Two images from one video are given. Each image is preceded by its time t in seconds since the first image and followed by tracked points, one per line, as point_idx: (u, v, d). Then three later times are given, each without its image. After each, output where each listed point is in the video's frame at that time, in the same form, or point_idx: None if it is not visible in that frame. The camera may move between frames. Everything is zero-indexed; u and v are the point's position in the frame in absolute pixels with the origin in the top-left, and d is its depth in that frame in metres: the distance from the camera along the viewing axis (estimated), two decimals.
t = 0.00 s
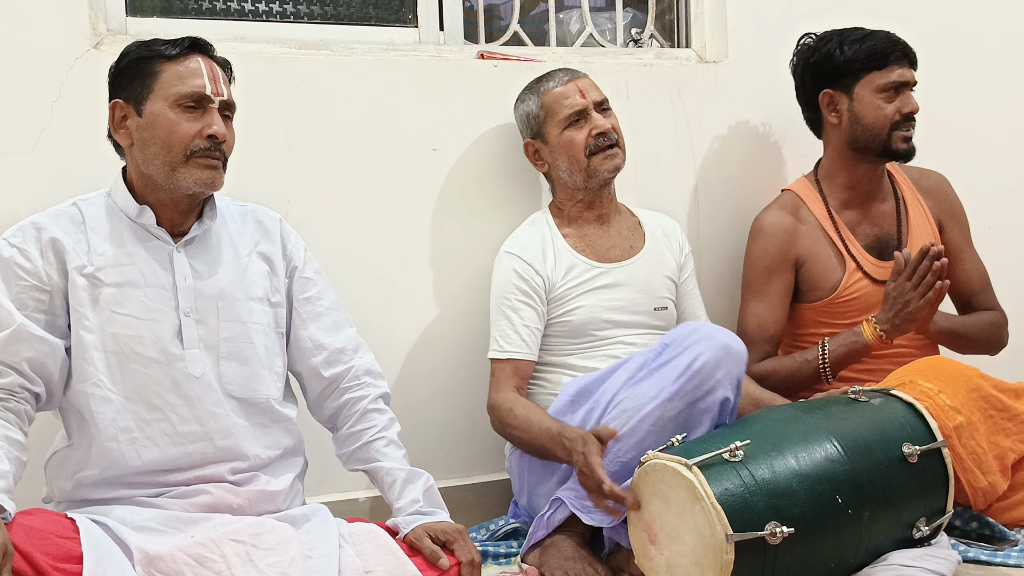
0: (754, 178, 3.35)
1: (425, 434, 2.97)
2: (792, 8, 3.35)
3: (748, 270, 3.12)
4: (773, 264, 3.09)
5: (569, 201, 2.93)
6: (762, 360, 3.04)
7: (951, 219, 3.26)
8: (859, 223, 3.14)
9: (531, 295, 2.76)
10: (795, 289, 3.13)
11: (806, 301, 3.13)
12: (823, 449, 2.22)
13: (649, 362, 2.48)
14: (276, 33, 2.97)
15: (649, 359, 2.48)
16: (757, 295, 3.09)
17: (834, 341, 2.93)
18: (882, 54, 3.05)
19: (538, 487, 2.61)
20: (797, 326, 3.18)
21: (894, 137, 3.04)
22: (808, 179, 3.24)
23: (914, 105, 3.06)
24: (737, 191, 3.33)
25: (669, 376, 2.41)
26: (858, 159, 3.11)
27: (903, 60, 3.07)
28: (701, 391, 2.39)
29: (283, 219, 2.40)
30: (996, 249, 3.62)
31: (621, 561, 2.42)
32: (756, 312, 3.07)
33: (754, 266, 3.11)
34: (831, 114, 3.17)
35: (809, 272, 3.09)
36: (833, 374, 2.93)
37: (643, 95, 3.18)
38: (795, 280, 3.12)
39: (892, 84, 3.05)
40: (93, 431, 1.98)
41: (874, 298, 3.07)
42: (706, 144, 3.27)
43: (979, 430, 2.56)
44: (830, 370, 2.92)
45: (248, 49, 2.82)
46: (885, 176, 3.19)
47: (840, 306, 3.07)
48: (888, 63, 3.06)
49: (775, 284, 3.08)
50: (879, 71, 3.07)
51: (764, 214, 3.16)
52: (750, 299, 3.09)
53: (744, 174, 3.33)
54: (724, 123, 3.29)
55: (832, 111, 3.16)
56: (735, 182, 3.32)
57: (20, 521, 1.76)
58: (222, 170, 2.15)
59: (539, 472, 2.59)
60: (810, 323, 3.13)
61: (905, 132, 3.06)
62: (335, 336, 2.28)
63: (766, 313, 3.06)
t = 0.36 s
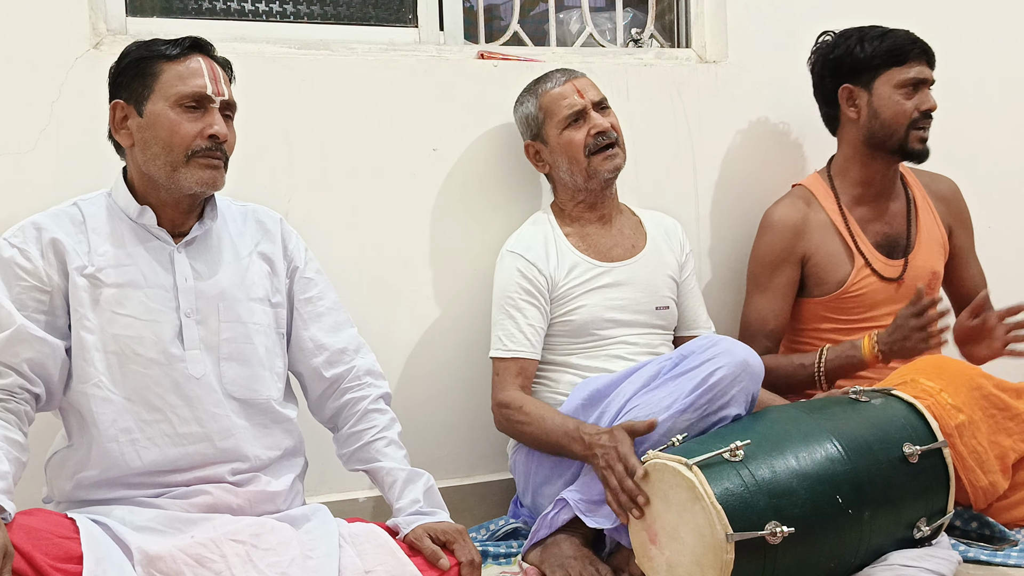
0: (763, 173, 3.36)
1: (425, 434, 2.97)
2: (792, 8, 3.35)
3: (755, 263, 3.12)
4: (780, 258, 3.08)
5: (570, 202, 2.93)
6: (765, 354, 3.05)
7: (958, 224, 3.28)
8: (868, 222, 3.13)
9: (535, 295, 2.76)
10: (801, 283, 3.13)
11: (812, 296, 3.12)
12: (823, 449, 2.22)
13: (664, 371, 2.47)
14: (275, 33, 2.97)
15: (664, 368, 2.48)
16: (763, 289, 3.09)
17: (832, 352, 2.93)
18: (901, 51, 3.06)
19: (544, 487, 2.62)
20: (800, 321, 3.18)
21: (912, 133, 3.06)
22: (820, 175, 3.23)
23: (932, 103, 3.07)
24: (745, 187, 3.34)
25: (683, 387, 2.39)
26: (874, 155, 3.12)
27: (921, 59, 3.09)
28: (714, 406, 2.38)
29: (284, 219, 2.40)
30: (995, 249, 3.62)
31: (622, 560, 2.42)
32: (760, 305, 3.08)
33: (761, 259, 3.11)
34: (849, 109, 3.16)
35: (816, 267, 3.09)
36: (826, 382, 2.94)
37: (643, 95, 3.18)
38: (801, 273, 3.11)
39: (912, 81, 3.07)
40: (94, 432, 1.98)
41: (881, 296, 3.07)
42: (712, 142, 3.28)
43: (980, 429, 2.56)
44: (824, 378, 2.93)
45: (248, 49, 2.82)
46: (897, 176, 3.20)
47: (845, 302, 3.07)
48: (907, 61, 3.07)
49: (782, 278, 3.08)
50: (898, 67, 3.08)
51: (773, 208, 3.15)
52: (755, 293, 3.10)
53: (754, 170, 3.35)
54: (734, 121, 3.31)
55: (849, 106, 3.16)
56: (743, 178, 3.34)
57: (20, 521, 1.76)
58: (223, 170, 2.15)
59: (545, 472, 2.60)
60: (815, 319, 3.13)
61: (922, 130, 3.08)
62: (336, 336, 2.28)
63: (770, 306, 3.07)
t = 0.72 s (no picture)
0: (771, 171, 3.37)
1: (426, 434, 2.97)
2: (792, 8, 3.35)
3: (769, 254, 3.13)
4: (795, 250, 3.09)
5: (575, 201, 2.92)
6: (777, 343, 3.05)
7: (968, 225, 3.28)
8: (881, 220, 3.13)
9: (538, 295, 2.76)
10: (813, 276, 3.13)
11: (824, 289, 3.12)
12: (823, 449, 2.22)
13: (672, 375, 2.47)
14: (276, 33, 2.96)
15: (673, 372, 2.48)
16: (777, 279, 3.09)
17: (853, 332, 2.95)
18: (922, 49, 3.07)
19: (546, 487, 2.62)
20: (810, 315, 3.17)
21: (935, 130, 3.06)
22: (835, 171, 3.24)
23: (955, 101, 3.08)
24: (752, 185, 3.34)
25: (691, 392, 2.39)
26: (894, 152, 3.12)
27: (942, 57, 3.10)
28: (721, 412, 2.38)
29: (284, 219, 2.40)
30: (996, 248, 3.62)
31: (622, 560, 2.42)
32: (775, 293, 3.08)
33: (775, 250, 3.11)
34: (871, 107, 3.16)
35: (829, 259, 3.10)
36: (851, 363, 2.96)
37: (643, 95, 3.18)
38: (815, 266, 3.12)
39: (932, 79, 3.08)
40: (93, 432, 1.98)
41: (890, 292, 3.07)
42: (714, 142, 3.28)
43: (981, 429, 2.55)
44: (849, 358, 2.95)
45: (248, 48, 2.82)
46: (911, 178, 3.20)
47: (855, 297, 3.07)
48: (930, 59, 3.08)
49: (796, 269, 3.09)
50: (919, 66, 3.08)
51: (788, 199, 3.16)
52: (770, 283, 3.10)
53: (762, 168, 3.35)
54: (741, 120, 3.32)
55: (871, 104, 3.16)
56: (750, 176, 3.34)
57: (20, 521, 1.76)
58: (224, 171, 2.15)
59: (548, 471, 2.59)
60: (825, 313, 3.13)
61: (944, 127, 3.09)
62: (337, 337, 2.28)
63: (785, 297, 3.07)
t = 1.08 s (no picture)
0: (773, 169, 3.37)
1: (426, 434, 2.97)
2: (792, 8, 3.35)
3: (770, 253, 3.13)
4: (795, 250, 3.09)
5: (576, 201, 2.92)
6: (776, 345, 3.06)
7: (968, 229, 3.28)
8: (883, 220, 3.13)
9: (538, 295, 2.76)
10: (814, 275, 3.13)
11: (824, 289, 3.12)
12: (824, 449, 2.22)
13: (673, 375, 2.47)
14: (276, 33, 2.96)
15: (673, 372, 2.47)
16: (776, 279, 3.10)
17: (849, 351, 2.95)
18: (935, 53, 3.06)
19: (546, 487, 2.61)
20: (810, 314, 3.18)
21: (938, 136, 3.08)
22: (838, 170, 3.24)
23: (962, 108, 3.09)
24: (753, 185, 3.34)
25: (691, 392, 2.39)
26: (898, 154, 3.13)
27: (954, 62, 3.10)
28: (722, 412, 2.38)
29: (286, 219, 2.40)
30: (995, 248, 3.62)
31: (621, 561, 2.41)
32: (772, 294, 3.09)
33: (775, 250, 3.11)
34: (879, 106, 3.16)
35: (829, 260, 3.09)
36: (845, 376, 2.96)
37: (643, 95, 3.18)
38: (815, 266, 3.12)
39: (942, 83, 3.08)
40: (93, 432, 1.98)
41: (890, 293, 3.07)
42: (715, 142, 3.28)
43: (982, 429, 2.55)
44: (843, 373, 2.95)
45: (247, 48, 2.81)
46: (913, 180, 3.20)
47: (855, 297, 3.07)
48: (942, 63, 3.08)
49: (796, 268, 3.09)
50: (931, 68, 3.08)
51: (790, 199, 3.16)
52: (769, 283, 3.10)
53: (764, 168, 3.36)
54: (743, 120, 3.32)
55: (879, 103, 3.15)
56: (752, 175, 3.34)
57: (20, 521, 1.76)
58: (225, 172, 2.15)
59: (550, 471, 2.58)
60: (824, 313, 3.13)
61: (948, 133, 3.10)
62: (337, 337, 2.28)
63: (783, 296, 3.08)
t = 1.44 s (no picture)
0: (773, 169, 3.37)
1: (426, 434, 2.97)
2: (792, 8, 3.35)
3: (770, 251, 3.13)
4: (795, 247, 3.09)
5: (576, 201, 2.92)
6: (777, 340, 3.04)
7: (967, 226, 3.28)
8: (880, 217, 3.14)
9: (542, 297, 2.76)
10: (813, 274, 3.13)
11: (823, 288, 3.12)
12: (825, 449, 2.22)
13: (673, 375, 2.46)
14: (276, 33, 2.96)
15: (674, 372, 2.47)
16: (776, 276, 3.09)
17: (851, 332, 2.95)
18: (925, 53, 3.06)
19: (547, 487, 2.61)
20: (811, 314, 3.17)
21: (924, 139, 3.07)
22: (835, 169, 3.24)
23: (949, 110, 3.07)
24: (754, 185, 3.34)
25: (692, 392, 2.39)
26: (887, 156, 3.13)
27: (945, 63, 3.07)
28: (722, 413, 2.38)
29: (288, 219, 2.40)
30: (995, 248, 3.62)
31: (621, 560, 2.41)
32: (772, 292, 3.08)
33: (775, 247, 3.12)
34: (867, 106, 3.18)
35: (829, 257, 3.09)
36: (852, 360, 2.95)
37: (643, 95, 3.18)
38: (814, 264, 3.12)
39: (930, 85, 3.07)
40: (93, 433, 1.98)
41: (891, 290, 3.07)
42: (716, 142, 3.29)
43: (982, 430, 2.55)
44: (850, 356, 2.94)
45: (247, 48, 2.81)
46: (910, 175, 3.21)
47: (855, 294, 3.07)
48: (931, 65, 3.06)
49: (796, 265, 3.09)
50: (919, 70, 3.07)
51: (788, 197, 3.17)
52: (769, 280, 3.10)
53: (765, 168, 3.36)
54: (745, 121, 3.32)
55: (867, 103, 3.18)
56: (754, 175, 3.34)
57: (20, 522, 1.76)
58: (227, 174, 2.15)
59: (551, 472, 2.58)
60: (824, 312, 3.13)
61: (935, 136, 3.09)
62: (339, 338, 2.27)
63: (783, 294, 3.07)
